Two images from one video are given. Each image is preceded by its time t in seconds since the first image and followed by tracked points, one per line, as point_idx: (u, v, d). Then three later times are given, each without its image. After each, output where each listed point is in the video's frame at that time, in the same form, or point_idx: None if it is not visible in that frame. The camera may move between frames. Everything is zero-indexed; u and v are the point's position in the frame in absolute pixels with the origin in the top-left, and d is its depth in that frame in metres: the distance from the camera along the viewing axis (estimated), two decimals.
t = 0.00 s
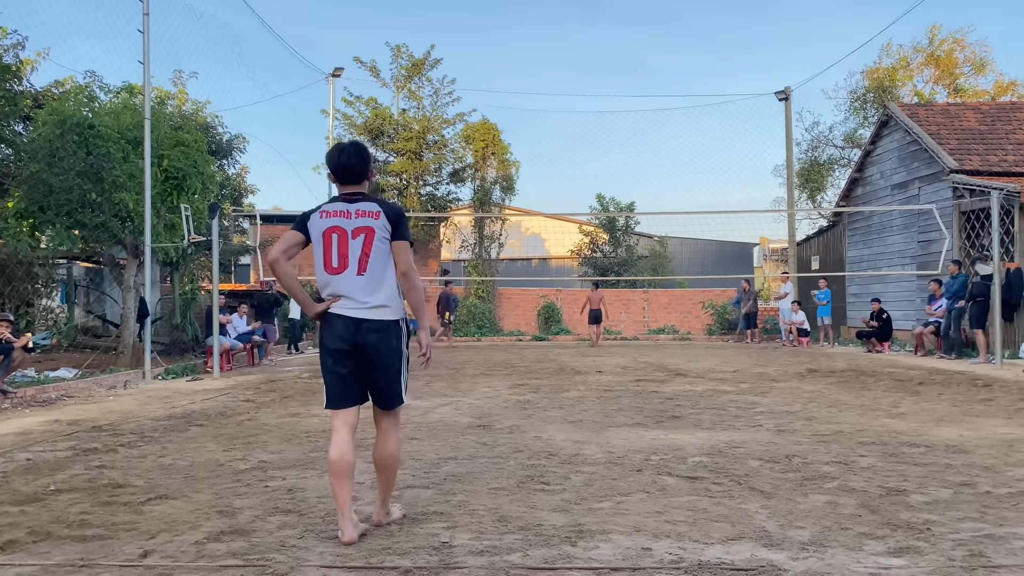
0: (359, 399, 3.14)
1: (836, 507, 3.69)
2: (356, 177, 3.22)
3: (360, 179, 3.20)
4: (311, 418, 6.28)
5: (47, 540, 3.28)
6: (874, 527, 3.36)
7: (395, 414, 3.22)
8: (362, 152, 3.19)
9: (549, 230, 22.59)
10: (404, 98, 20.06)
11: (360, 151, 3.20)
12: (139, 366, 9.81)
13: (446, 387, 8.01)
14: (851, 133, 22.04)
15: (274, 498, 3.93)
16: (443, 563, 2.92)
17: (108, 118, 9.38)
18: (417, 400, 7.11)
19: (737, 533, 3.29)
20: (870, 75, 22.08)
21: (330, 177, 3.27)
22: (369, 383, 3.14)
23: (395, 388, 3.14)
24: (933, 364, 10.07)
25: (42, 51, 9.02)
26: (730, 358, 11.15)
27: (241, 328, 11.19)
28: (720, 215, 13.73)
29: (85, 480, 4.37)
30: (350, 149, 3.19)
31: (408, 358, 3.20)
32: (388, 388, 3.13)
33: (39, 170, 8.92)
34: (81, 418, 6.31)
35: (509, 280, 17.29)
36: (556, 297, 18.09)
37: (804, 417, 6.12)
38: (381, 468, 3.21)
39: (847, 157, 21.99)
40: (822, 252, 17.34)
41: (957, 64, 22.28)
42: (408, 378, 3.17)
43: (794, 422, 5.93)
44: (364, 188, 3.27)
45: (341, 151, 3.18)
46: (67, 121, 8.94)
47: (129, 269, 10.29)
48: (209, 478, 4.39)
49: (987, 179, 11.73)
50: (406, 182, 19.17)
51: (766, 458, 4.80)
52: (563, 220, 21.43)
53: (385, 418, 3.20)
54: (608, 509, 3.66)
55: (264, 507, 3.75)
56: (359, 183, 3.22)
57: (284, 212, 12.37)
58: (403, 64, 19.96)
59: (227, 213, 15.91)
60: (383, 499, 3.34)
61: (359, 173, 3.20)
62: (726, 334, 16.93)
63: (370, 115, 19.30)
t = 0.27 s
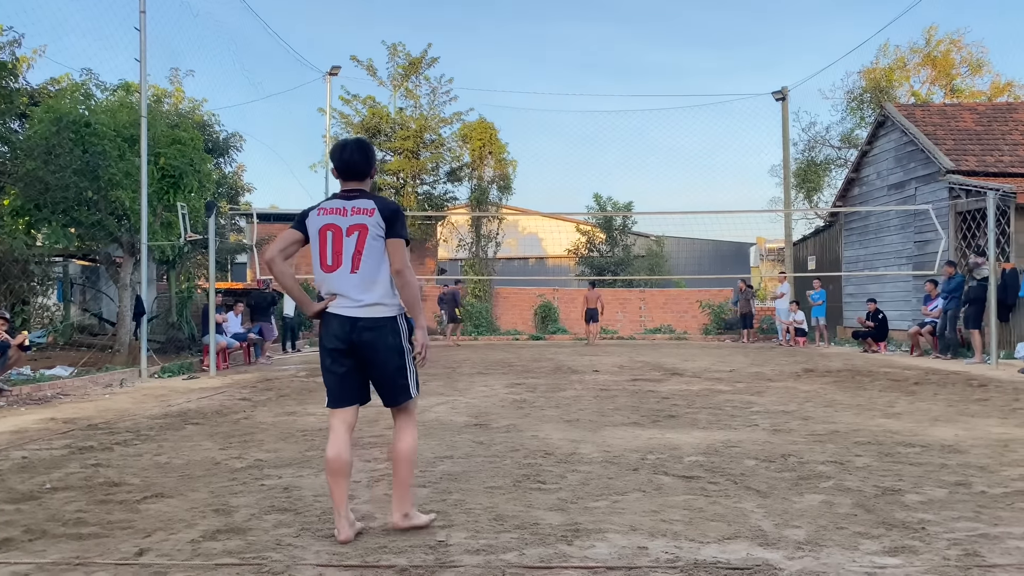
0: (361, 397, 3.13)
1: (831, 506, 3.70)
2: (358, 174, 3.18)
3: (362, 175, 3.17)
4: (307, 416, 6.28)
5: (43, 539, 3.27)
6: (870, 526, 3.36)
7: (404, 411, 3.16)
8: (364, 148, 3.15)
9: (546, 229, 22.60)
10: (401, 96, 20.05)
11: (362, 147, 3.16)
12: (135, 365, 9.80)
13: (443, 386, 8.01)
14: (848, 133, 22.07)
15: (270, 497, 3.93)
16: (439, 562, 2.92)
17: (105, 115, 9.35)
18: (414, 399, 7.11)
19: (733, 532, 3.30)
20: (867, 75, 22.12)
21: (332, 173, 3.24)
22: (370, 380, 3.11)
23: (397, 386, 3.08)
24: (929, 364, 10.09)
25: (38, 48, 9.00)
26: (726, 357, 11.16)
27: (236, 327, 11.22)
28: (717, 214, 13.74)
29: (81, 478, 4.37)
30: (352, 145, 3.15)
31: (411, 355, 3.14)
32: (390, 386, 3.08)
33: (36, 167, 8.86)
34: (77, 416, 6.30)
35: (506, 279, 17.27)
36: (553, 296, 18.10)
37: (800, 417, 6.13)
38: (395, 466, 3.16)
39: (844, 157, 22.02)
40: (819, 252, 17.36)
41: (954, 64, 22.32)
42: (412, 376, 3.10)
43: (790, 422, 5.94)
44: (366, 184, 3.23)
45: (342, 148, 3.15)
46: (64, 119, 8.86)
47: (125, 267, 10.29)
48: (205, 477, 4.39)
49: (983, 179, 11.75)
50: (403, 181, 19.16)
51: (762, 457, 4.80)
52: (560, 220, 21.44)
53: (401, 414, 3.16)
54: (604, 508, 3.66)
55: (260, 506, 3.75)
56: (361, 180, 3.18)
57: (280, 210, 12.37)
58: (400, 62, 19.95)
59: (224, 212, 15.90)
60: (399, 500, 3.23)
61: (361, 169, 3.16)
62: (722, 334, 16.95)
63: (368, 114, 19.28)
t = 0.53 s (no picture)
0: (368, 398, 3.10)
1: (828, 506, 3.71)
2: (378, 173, 3.13)
3: (381, 174, 3.11)
4: (304, 416, 6.27)
5: (40, 538, 3.27)
6: (866, 526, 3.37)
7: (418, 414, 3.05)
8: (384, 148, 3.09)
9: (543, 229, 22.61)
10: (398, 96, 20.05)
11: (381, 145, 3.09)
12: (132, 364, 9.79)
13: (440, 386, 8.01)
14: (845, 134, 22.11)
15: (266, 496, 3.93)
16: (435, 562, 2.92)
17: (102, 114, 9.36)
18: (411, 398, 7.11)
19: (730, 532, 3.30)
20: (864, 76, 22.15)
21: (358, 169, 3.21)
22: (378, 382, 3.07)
23: (402, 387, 3.00)
24: (926, 365, 10.11)
25: (35, 46, 8.98)
26: (723, 358, 11.17)
27: (231, 326, 11.18)
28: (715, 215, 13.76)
29: (77, 477, 4.36)
30: (373, 145, 3.10)
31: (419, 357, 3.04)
32: (395, 388, 3.01)
33: (32, 166, 8.84)
34: (74, 415, 6.29)
35: (503, 279, 17.26)
36: (550, 296, 18.11)
37: (796, 417, 6.14)
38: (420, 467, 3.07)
39: (841, 157, 22.05)
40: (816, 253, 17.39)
41: (951, 66, 22.37)
42: (420, 380, 3.00)
43: (787, 422, 5.95)
44: (386, 183, 3.17)
45: (362, 147, 3.11)
46: (61, 117, 8.87)
47: (122, 266, 10.26)
48: (202, 476, 4.39)
49: (980, 180, 11.78)
50: (401, 180, 19.16)
51: (758, 457, 4.81)
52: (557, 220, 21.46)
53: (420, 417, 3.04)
54: (601, 507, 3.67)
55: (256, 505, 3.75)
56: (381, 179, 3.13)
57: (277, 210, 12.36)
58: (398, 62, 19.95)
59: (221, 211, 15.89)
60: (439, 500, 3.17)
61: (381, 168, 3.11)
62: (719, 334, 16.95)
63: (366, 113, 19.26)
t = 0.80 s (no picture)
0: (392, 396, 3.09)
1: (825, 507, 3.71)
2: (417, 172, 3.11)
3: (420, 173, 3.09)
4: (301, 416, 6.27)
5: (36, 537, 3.26)
6: (863, 527, 3.37)
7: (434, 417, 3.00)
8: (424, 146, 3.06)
9: (541, 230, 22.61)
10: (396, 96, 20.06)
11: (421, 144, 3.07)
12: (129, 364, 9.78)
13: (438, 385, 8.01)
14: (843, 135, 22.13)
15: (263, 496, 3.92)
16: (432, 562, 2.92)
17: (100, 113, 9.34)
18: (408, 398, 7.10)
19: (727, 532, 3.30)
20: (862, 77, 22.18)
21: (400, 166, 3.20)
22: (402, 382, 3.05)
23: (422, 389, 2.96)
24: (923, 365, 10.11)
25: (33, 45, 8.96)
26: (721, 358, 11.16)
27: (230, 326, 11.19)
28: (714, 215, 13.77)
29: (74, 477, 4.35)
30: (413, 143, 3.09)
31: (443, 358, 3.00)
32: (416, 387, 2.97)
33: (30, 165, 8.85)
34: (71, 415, 6.28)
35: (501, 280, 17.26)
36: (547, 297, 18.12)
37: (794, 418, 6.14)
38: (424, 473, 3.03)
39: (839, 158, 22.07)
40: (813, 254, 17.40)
41: (949, 66, 22.39)
42: (440, 382, 2.96)
43: (784, 422, 5.95)
44: (426, 182, 3.14)
45: (403, 145, 3.10)
46: (58, 117, 8.89)
47: (119, 266, 10.23)
48: (199, 476, 4.38)
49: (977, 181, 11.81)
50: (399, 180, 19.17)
51: (756, 458, 4.81)
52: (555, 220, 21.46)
53: (429, 420, 2.99)
54: (598, 508, 3.67)
55: (253, 505, 3.74)
56: (420, 178, 3.10)
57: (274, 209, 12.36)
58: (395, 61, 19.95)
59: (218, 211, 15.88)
60: (441, 507, 3.17)
61: (420, 167, 3.09)
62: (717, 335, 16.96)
63: (363, 113, 19.24)
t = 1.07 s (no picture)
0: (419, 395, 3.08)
1: (823, 507, 3.71)
2: (452, 170, 3.06)
3: (455, 171, 3.05)
4: (299, 416, 6.26)
5: (33, 538, 3.26)
6: (861, 527, 3.38)
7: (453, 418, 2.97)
8: (460, 143, 3.01)
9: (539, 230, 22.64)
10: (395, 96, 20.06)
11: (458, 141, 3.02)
12: (126, 364, 9.78)
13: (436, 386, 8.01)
14: (841, 135, 22.15)
15: (261, 496, 3.92)
16: (431, 562, 2.92)
17: (98, 113, 9.33)
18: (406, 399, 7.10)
19: (724, 533, 3.30)
20: (859, 78, 22.21)
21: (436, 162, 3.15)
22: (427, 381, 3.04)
23: (446, 390, 2.94)
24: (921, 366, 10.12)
25: (30, 45, 8.96)
26: (719, 358, 11.17)
27: (228, 326, 11.17)
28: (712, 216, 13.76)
29: (72, 478, 4.35)
30: (450, 140, 3.03)
31: (468, 358, 2.98)
32: (440, 387, 2.95)
33: (27, 165, 8.84)
34: (69, 415, 6.28)
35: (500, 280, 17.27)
36: (546, 297, 18.15)
37: (791, 418, 6.15)
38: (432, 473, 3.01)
39: (837, 159, 22.10)
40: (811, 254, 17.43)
41: (946, 67, 22.43)
42: (464, 381, 2.94)
43: (782, 423, 5.96)
44: (461, 179, 3.09)
45: (439, 141, 3.05)
46: (56, 117, 8.88)
47: (117, 266, 10.20)
48: (197, 477, 4.38)
49: (975, 182, 11.84)
50: (397, 180, 19.20)
51: (754, 458, 4.81)
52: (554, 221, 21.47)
53: (443, 420, 2.96)
54: (596, 508, 3.67)
55: (251, 506, 3.74)
56: (455, 176, 3.06)
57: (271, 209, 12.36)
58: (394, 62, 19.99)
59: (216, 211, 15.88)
60: (442, 507, 3.16)
61: (456, 164, 3.04)
62: (714, 335, 16.98)
63: (361, 113, 19.23)
